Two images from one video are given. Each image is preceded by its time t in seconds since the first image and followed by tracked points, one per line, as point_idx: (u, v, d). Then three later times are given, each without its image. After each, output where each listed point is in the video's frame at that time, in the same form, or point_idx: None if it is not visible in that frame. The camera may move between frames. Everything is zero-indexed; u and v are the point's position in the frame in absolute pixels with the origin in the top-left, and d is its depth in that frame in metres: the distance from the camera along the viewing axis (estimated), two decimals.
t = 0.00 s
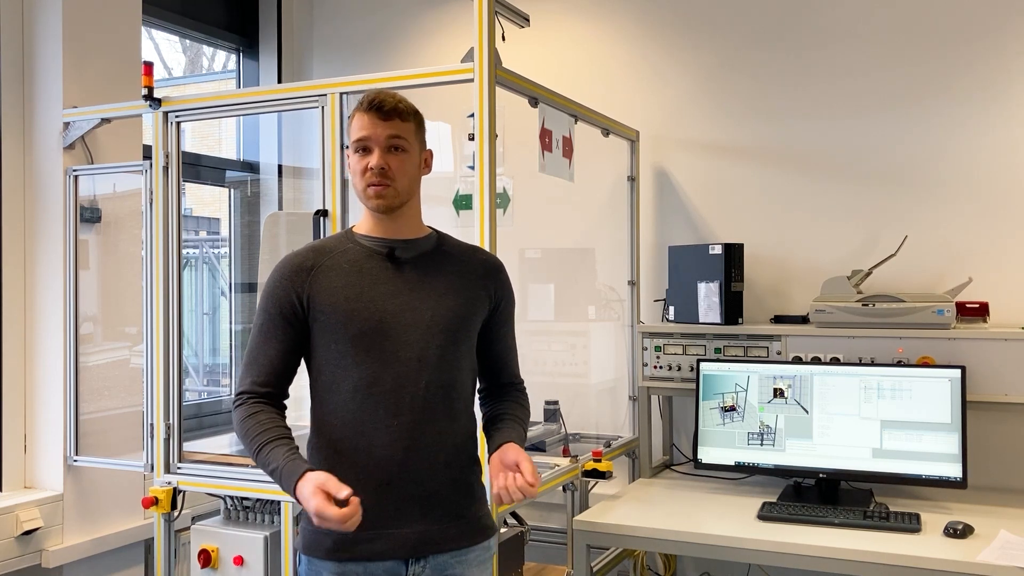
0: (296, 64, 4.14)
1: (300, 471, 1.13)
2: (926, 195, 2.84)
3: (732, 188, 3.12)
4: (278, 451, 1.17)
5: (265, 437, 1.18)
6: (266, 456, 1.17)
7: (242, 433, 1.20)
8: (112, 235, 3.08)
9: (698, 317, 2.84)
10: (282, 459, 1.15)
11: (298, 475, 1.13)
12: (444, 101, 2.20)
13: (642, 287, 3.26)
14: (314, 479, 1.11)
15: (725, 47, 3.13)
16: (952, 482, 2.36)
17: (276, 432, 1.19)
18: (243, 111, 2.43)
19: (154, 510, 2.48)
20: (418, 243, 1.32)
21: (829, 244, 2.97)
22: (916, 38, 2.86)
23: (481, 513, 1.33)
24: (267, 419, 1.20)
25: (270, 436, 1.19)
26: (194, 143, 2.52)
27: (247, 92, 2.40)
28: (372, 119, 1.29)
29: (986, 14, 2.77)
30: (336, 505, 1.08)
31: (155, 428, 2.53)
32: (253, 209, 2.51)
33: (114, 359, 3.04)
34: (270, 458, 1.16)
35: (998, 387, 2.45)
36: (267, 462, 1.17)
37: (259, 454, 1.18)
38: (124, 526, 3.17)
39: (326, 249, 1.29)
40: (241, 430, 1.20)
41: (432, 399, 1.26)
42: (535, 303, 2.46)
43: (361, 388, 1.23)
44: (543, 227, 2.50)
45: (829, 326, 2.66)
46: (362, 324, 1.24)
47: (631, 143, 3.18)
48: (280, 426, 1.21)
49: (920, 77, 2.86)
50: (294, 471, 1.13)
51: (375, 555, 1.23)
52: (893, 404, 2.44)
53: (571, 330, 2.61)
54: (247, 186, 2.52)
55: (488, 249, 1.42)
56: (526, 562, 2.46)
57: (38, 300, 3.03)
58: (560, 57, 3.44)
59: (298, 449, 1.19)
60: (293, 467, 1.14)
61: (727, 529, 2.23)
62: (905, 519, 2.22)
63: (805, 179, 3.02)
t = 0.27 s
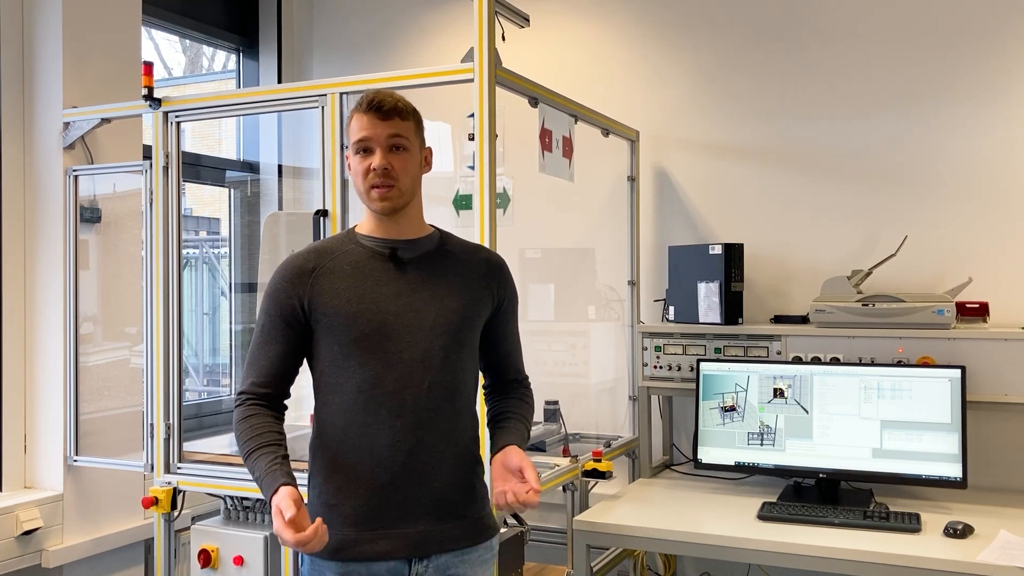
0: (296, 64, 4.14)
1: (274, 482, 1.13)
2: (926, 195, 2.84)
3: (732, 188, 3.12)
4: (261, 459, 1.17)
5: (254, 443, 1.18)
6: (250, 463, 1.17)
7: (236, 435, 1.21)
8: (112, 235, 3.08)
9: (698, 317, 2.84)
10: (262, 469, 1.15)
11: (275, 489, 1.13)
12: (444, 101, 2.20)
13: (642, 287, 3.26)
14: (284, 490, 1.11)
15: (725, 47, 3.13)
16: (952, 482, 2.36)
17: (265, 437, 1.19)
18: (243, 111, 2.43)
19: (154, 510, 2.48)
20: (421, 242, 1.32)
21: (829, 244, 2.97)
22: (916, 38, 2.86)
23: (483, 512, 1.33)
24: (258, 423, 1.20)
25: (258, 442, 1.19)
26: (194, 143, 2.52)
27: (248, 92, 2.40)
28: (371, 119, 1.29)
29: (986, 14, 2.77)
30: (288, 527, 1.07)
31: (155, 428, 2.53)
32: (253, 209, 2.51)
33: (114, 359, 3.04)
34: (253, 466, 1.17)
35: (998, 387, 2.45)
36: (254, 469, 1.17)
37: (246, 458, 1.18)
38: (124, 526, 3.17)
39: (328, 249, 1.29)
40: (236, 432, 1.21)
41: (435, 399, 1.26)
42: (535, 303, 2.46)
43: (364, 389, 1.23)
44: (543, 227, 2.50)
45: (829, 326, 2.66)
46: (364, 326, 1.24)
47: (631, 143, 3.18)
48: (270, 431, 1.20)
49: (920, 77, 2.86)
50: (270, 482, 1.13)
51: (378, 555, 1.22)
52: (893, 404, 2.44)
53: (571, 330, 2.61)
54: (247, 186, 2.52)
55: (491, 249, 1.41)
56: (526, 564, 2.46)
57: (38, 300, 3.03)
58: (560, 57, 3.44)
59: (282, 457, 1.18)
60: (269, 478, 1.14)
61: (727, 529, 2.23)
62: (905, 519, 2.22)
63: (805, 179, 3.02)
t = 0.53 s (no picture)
0: (296, 64, 4.14)
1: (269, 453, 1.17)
2: (926, 195, 2.84)
3: (732, 188, 3.12)
4: (257, 438, 1.20)
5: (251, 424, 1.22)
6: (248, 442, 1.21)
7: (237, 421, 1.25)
8: (112, 235, 3.08)
9: (698, 317, 2.84)
10: (258, 446, 1.19)
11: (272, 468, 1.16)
12: (444, 101, 2.20)
13: (642, 287, 3.26)
14: (281, 454, 1.15)
15: (725, 47, 3.13)
16: (951, 482, 2.36)
17: (263, 420, 1.22)
18: (243, 111, 2.43)
19: (154, 509, 2.48)
20: (417, 241, 1.32)
21: (829, 244, 2.97)
22: (916, 38, 2.86)
23: (483, 511, 1.33)
24: (257, 410, 1.24)
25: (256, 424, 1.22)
26: (194, 143, 2.52)
27: (248, 92, 2.40)
28: (373, 119, 1.28)
29: (986, 14, 2.77)
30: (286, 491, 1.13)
31: (155, 428, 2.53)
32: (253, 209, 2.51)
33: (115, 359, 3.04)
34: (251, 446, 1.20)
35: (998, 387, 2.45)
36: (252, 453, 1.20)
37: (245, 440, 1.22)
38: (124, 526, 3.17)
39: (322, 251, 1.30)
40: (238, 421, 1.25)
41: (431, 399, 1.26)
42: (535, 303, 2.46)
43: (359, 390, 1.23)
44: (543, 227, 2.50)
45: (829, 326, 2.66)
46: (358, 326, 1.24)
47: (631, 143, 3.18)
48: (268, 416, 1.24)
49: (920, 77, 2.86)
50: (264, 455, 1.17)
51: (376, 555, 1.23)
52: (893, 404, 2.44)
53: (571, 330, 2.61)
54: (247, 186, 2.52)
55: (488, 245, 1.40)
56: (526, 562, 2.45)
57: (38, 301, 3.03)
58: (560, 57, 3.44)
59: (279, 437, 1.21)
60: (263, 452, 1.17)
61: (727, 529, 2.23)
62: (905, 519, 2.22)
63: (805, 179, 3.02)
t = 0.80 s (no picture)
0: (296, 64, 4.14)
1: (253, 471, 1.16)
2: (926, 195, 2.84)
3: (732, 189, 3.12)
4: (246, 449, 1.19)
5: (241, 434, 1.21)
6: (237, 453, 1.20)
7: (228, 427, 1.25)
8: (112, 235, 3.08)
9: (698, 317, 2.84)
10: (246, 459, 1.18)
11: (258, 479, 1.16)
12: (444, 101, 2.20)
13: (642, 287, 3.26)
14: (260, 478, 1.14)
15: (725, 47, 3.14)
16: (951, 482, 2.36)
17: (252, 429, 1.22)
18: (243, 111, 2.43)
19: (154, 509, 2.48)
20: (414, 241, 1.32)
21: (829, 244, 2.97)
22: (916, 38, 2.86)
23: (480, 512, 1.32)
24: (247, 417, 1.23)
25: (246, 434, 1.21)
26: (194, 143, 2.52)
27: (248, 92, 2.40)
28: (382, 115, 1.29)
29: (986, 15, 2.77)
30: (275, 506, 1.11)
31: (155, 428, 2.53)
32: (253, 209, 2.51)
33: (115, 359, 3.04)
34: (239, 456, 1.20)
35: (998, 387, 2.45)
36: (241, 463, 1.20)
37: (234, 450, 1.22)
38: (124, 526, 3.17)
39: (319, 252, 1.30)
40: (229, 426, 1.25)
41: (427, 399, 1.25)
42: (535, 303, 2.46)
43: (355, 390, 1.23)
44: (543, 227, 2.50)
45: (829, 326, 2.66)
46: (354, 327, 1.24)
47: (631, 143, 3.18)
48: (258, 424, 1.23)
49: (920, 77, 2.86)
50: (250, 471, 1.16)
51: (372, 555, 1.23)
52: (893, 404, 2.44)
53: (571, 330, 2.62)
54: (247, 186, 2.52)
55: (486, 244, 1.40)
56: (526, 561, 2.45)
57: (38, 301, 3.03)
58: (560, 57, 3.44)
59: (269, 449, 1.20)
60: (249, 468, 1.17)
61: (727, 529, 2.23)
62: (905, 519, 2.22)
63: (805, 179, 3.02)
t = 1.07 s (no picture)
0: (296, 64, 4.14)
1: (305, 474, 1.16)
2: (926, 195, 2.84)
3: (732, 188, 3.12)
4: (280, 453, 1.19)
5: (266, 439, 1.21)
6: (269, 458, 1.19)
7: (242, 435, 1.23)
8: (112, 235, 3.08)
9: (698, 317, 2.84)
10: (285, 462, 1.18)
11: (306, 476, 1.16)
12: (444, 101, 2.20)
13: (642, 287, 3.26)
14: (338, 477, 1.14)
15: (725, 47, 3.13)
16: (951, 482, 2.36)
17: (277, 432, 1.22)
18: (243, 111, 2.43)
19: (154, 510, 2.48)
20: (415, 242, 1.32)
21: (829, 244, 2.97)
22: (916, 38, 2.86)
23: (481, 511, 1.33)
24: (266, 421, 1.23)
25: (270, 438, 1.21)
26: (194, 143, 2.52)
27: (248, 92, 2.40)
28: (392, 114, 1.30)
29: (986, 14, 2.77)
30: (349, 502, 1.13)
31: (155, 428, 2.53)
32: (254, 209, 2.51)
33: (115, 359, 3.04)
34: (271, 458, 1.19)
35: (998, 387, 2.45)
36: (271, 463, 1.19)
37: (262, 457, 1.20)
38: (124, 526, 3.17)
39: (320, 251, 1.29)
40: (241, 432, 1.23)
41: (429, 400, 1.26)
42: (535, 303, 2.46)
43: (357, 390, 1.23)
44: (543, 227, 2.50)
45: (829, 326, 2.66)
46: (356, 327, 1.23)
47: (631, 143, 3.18)
48: (279, 426, 1.23)
49: (920, 77, 2.86)
50: (299, 475, 1.16)
51: (373, 555, 1.23)
52: (893, 404, 2.44)
53: (571, 330, 2.62)
54: (247, 186, 2.53)
55: (485, 245, 1.41)
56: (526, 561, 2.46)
57: (38, 301, 3.03)
58: (560, 57, 3.44)
59: (301, 450, 1.21)
60: (294, 470, 1.16)
61: (727, 529, 2.23)
62: (905, 519, 2.22)
63: (805, 179, 3.02)
